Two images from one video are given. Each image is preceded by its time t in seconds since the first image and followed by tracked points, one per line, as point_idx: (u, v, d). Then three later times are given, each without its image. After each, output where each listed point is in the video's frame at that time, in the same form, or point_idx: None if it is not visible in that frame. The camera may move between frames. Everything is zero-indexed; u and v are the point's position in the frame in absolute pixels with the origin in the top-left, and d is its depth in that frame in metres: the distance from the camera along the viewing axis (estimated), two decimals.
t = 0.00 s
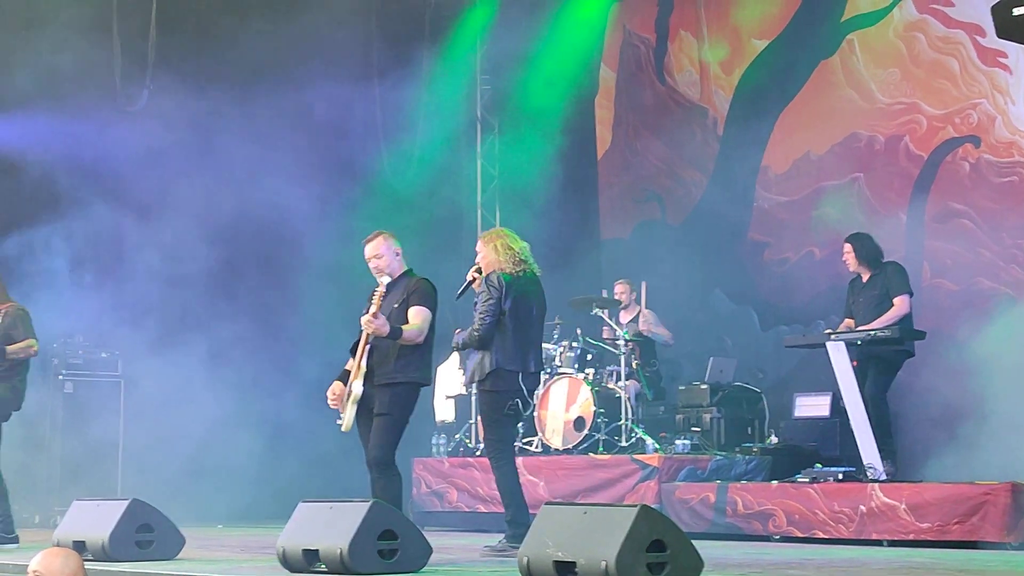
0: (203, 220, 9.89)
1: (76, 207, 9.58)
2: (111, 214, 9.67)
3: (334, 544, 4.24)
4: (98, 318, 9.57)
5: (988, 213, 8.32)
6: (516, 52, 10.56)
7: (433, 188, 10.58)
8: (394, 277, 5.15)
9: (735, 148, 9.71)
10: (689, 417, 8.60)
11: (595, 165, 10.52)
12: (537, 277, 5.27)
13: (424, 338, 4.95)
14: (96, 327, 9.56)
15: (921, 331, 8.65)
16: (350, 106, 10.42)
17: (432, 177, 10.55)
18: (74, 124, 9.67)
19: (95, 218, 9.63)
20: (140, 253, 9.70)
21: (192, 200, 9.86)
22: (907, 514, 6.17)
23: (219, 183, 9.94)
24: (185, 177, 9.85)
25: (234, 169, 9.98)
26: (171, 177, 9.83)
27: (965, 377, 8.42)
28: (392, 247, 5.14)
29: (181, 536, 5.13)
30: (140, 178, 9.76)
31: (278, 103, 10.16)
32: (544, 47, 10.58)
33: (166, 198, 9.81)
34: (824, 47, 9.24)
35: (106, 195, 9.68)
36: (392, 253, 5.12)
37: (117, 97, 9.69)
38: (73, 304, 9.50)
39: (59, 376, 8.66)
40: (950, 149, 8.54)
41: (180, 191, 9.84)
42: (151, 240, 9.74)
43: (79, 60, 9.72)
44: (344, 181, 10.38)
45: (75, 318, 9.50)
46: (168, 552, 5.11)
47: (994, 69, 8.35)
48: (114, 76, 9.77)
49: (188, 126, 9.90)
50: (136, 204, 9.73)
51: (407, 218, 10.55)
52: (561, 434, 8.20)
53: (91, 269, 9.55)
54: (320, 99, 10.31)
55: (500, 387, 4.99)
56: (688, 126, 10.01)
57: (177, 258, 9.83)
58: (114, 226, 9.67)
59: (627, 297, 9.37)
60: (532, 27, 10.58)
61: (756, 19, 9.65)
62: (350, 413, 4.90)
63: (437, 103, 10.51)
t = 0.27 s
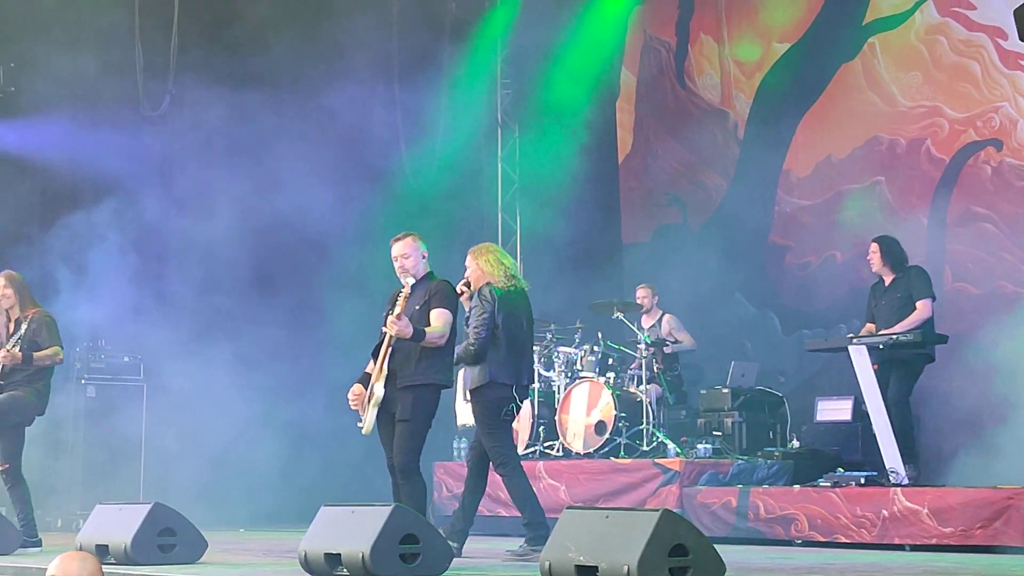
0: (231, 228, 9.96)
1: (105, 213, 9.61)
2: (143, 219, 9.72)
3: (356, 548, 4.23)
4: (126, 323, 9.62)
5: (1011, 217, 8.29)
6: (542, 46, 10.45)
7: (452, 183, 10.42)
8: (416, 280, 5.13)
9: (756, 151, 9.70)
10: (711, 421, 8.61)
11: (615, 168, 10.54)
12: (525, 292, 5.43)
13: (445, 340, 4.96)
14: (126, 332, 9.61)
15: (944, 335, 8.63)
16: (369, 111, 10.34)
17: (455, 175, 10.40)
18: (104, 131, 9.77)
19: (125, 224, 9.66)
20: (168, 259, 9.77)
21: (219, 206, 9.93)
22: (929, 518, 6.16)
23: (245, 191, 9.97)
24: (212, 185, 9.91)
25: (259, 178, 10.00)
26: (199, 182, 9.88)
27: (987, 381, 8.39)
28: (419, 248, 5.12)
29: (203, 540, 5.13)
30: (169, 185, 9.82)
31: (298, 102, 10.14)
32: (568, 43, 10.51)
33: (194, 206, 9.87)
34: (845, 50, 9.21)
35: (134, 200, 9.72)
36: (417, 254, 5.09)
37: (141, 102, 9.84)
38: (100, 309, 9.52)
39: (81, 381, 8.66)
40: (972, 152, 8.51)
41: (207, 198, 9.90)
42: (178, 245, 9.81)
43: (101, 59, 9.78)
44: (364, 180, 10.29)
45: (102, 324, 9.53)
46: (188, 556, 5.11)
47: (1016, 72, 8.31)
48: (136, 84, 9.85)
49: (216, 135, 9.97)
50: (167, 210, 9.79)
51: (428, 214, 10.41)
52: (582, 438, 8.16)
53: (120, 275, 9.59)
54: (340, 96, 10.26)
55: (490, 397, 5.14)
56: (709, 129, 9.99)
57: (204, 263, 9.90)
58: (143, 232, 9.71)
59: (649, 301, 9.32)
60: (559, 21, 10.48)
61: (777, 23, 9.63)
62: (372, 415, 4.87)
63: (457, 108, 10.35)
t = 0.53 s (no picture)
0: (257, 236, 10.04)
1: (135, 220, 9.62)
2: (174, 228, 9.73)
3: (378, 551, 4.22)
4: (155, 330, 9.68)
5: None
6: (567, 43, 10.40)
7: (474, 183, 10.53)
8: (438, 282, 5.11)
9: (777, 155, 9.69)
10: (732, 426, 8.62)
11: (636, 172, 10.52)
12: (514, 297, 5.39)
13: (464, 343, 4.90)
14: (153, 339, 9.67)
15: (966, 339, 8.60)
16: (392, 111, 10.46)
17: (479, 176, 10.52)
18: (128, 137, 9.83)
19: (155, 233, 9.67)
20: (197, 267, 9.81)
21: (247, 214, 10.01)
22: (952, 523, 6.14)
23: (272, 199, 10.06)
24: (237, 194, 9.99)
25: (285, 183, 10.11)
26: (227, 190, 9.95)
27: (1010, 386, 8.36)
28: (441, 251, 5.11)
29: (225, 544, 5.15)
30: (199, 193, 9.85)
31: (320, 106, 10.23)
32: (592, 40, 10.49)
33: (222, 213, 9.94)
34: (867, 53, 9.19)
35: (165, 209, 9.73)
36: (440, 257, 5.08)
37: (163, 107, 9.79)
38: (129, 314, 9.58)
39: (104, 385, 8.69)
40: (993, 156, 8.48)
41: (234, 207, 9.97)
42: (207, 253, 9.86)
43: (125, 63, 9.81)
44: (389, 185, 10.43)
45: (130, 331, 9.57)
46: (211, 559, 5.12)
47: None
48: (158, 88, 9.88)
49: (240, 141, 10.03)
50: (196, 219, 9.82)
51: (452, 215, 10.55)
52: (603, 442, 8.21)
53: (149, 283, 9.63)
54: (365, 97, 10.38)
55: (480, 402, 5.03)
56: (730, 133, 9.98)
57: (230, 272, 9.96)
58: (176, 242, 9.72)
59: (670, 305, 9.29)
60: (585, 19, 10.46)
61: (798, 26, 9.61)
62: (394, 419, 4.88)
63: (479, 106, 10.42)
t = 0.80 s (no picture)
0: (280, 245, 10.06)
1: (155, 222, 9.65)
2: (200, 237, 9.73)
3: (400, 554, 4.19)
4: (181, 340, 9.65)
5: None
6: (589, 47, 10.64)
7: (496, 188, 10.61)
8: (456, 286, 5.10)
9: (798, 158, 9.67)
10: (754, 429, 8.59)
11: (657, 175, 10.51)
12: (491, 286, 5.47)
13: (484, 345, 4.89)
14: (179, 349, 9.63)
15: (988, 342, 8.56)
16: (413, 113, 10.48)
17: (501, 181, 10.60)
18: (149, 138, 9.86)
19: (181, 241, 9.67)
20: (222, 276, 9.80)
21: (270, 223, 10.02)
22: (974, 526, 6.11)
23: (296, 208, 10.09)
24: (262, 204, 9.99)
25: (307, 190, 10.13)
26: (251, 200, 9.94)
27: None
28: (464, 254, 5.12)
29: (248, 547, 5.15)
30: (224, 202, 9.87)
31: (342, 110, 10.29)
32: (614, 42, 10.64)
33: (247, 222, 9.93)
34: (888, 56, 9.17)
35: (191, 218, 9.73)
36: (462, 260, 5.09)
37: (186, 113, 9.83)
38: (156, 327, 9.51)
39: (127, 388, 8.72)
40: (1015, 158, 8.44)
41: (259, 216, 9.98)
42: (232, 262, 9.85)
43: (146, 67, 9.86)
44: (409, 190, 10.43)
45: (157, 342, 9.52)
46: (234, 562, 5.13)
47: None
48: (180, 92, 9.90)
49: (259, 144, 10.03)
50: (221, 228, 9.82)
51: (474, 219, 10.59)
52: (624, 445, 8.21)
53: (176, 294, 9.60)
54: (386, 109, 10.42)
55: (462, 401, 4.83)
56: (751, 136, 9.96)
57: (256, 280, 9.97)
58: (202, 251, 9.71)
59: (691, 309, 9.30)
60: (606, 21, 10.63)
61: (819, 29, 9.59)
62: (418, 423, 4.86)
63: (501, 112, 10.56)
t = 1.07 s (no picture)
0: (304, 249, 10.06)
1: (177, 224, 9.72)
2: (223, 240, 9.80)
3: (421, 555, 4.18)
4: (202, 339, 9.74)
5: None
6: (612, 43, 10.56)
7: (517, 188, 10.57)
8: (480, 285, 5.01)
9: (820, 158, 9.65)
10: (776, 430, 8.60)
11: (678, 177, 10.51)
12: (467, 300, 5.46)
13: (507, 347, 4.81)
14: (199, 351, 9.72)
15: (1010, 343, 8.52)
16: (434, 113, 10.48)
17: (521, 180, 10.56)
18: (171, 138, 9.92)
19: (201, 243, 9.74)
20: (244, 279, 9.85)
21: (295, 228, 10.03)
22: (996, 529, 6.07)
23: (320, 212, 10.11)
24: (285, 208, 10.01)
25: (331, 194, 10.13)
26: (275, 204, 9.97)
27: None
28: (480, 255, 5.02)
29: (270, 548, 5.15)
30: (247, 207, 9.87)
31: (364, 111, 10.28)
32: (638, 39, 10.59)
33: (271, 227, 9.95)
34: (909, 57, 9.14)
35: (212, 221, 9.81)
36: (478, 262, 5.00)
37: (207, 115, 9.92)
38: (175, 324, 9.65)
39: (149, 388, 8.76)
40: None
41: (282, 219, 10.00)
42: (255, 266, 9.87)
43: (168, 68, 9.92)
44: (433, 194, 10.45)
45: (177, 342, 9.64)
46: (256, 563, 5.13)
47: None
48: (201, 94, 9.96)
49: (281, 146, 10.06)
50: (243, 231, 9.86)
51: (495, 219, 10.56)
52: (645, 447, 8.20)
53: (197, 295, 9.68)
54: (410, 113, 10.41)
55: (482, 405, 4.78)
56: (772, 137, 9.95)
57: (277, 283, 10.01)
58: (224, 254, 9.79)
59: (712, 310, 9.28)
60: (631, 17, 10.56)
61: (841, 30, 9.57)
62: (440, 424, 4.88)
63: (523, 112, 10.50)
